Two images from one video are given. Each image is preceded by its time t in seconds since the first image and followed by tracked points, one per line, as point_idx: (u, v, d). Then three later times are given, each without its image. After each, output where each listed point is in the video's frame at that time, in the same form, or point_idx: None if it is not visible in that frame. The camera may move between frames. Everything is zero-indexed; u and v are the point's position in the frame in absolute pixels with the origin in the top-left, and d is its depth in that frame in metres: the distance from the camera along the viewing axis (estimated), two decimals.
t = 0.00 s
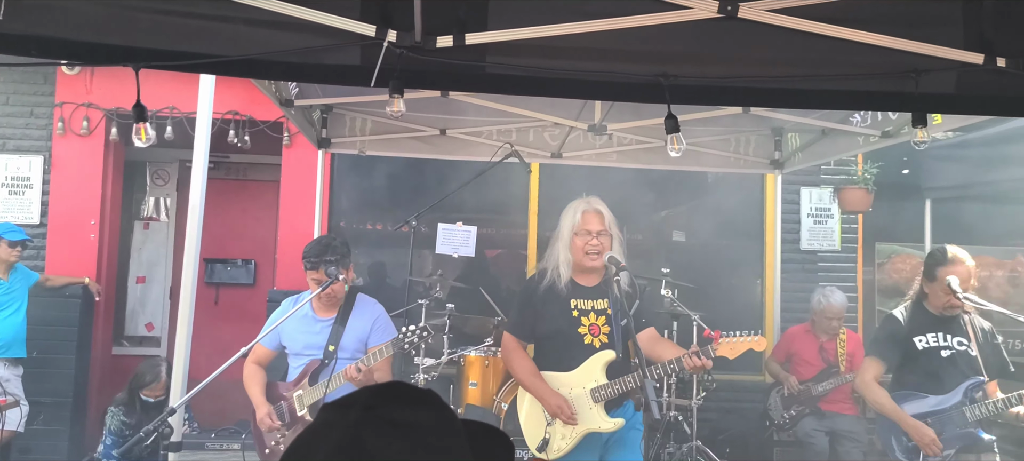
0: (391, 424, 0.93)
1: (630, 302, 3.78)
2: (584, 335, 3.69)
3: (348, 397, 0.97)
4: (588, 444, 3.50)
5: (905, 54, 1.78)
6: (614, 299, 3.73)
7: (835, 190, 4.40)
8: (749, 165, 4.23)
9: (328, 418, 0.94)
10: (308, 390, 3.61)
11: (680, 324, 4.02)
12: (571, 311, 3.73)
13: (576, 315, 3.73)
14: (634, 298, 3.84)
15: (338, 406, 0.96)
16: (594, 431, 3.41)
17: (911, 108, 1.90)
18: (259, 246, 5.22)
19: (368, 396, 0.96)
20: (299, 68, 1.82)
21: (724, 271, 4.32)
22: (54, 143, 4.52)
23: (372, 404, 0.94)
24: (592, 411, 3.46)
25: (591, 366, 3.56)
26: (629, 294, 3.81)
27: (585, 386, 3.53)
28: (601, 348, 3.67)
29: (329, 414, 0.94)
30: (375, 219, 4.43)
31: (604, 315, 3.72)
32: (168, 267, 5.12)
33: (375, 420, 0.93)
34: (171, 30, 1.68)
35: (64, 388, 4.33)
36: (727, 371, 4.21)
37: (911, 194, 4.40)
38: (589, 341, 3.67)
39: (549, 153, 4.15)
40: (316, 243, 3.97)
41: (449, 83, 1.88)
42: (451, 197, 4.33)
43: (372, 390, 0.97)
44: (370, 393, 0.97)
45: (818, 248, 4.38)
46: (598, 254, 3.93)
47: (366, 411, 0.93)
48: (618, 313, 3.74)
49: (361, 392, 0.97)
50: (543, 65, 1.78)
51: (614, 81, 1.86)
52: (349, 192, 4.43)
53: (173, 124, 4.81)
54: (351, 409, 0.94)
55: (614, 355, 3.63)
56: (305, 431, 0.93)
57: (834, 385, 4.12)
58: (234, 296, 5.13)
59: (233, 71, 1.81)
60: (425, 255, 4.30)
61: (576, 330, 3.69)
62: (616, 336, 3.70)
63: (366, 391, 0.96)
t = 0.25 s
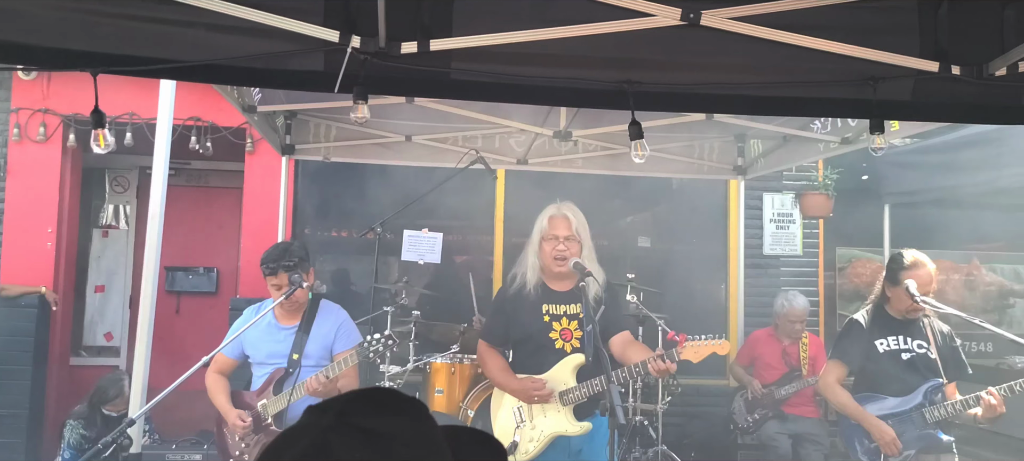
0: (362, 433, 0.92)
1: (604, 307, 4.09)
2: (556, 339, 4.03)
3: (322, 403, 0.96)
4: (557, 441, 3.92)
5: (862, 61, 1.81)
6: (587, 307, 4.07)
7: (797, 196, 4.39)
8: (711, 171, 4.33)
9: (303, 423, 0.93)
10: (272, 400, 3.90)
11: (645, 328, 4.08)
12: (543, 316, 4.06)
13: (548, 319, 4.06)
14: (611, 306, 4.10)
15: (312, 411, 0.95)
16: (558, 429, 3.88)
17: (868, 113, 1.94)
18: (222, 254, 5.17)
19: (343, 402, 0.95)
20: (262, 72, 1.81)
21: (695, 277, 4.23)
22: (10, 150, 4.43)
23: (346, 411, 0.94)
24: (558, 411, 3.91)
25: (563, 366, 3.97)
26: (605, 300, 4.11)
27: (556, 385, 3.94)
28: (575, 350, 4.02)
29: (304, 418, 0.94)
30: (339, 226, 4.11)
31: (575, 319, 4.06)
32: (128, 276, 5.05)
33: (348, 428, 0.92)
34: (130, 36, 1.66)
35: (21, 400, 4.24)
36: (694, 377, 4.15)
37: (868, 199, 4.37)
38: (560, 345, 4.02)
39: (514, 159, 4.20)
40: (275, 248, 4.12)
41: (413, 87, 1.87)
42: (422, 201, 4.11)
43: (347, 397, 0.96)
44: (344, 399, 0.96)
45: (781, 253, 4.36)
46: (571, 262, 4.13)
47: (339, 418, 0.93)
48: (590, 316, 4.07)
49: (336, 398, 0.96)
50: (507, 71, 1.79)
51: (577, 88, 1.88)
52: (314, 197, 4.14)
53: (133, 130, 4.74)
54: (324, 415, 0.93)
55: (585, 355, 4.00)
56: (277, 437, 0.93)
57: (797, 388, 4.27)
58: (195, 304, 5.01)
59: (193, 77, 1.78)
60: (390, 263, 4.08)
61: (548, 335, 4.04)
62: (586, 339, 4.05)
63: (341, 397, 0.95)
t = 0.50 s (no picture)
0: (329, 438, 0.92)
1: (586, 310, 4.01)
2: (538, 340, 3.88)
3: (292, 405, 0.96)
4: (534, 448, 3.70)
5: (825, 63, 1.84)
6: (569, 309, 3.95)
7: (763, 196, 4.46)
8: (678, 172, 4.37)
9: (270, 425, 0.94)
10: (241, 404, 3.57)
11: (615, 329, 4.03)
12: (526, 318, 3.92)
13: (531, 321, 3.92)
14: (595, 309, 4.04)
15: (281, 412, 0.95)
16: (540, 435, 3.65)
17: (831, 115, 1.96)
18: (188, 257, 5.10)
19: (312, 405, 0.95)
20: (229, 74, 1.79)
21: (659, 277, 4.32)
22: None
23: (314, 415, 0.94)
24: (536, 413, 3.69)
25: (538, 372, 3.78)
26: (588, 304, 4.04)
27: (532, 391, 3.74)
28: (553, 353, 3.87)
29: (272, 421, 0.94)
30: (307, 229, 4.27)
31: (557, 322, 3.92)
32: (90, 280, 4.96)
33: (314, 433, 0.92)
34: (91, 37, 1.63)
35: None
36: (663, 377, 4.25)
37: (834, 200, 4.49)
38: (541, 346, 3.86)
39: (483, 161, 4.21)
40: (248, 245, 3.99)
41: (381, 89, 1.86)
42: (387, 205, 4.22)
43: (316, 399, 0.97)
44: (313, 401, 0.96)
45: (747, 253, 4.42)
46: (546, 262, 4.10)
47: (306, 422, 0.93)
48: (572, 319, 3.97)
49: (307, 399, 0.97)
50: (475, 73, 1.78)
51: (544, 90, 1.89)
52: (280, 200, 4.22)
53: (96, 132, 4.69)
54: (291, 418, 0.94)
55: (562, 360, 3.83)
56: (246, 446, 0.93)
57: (764, 388, 4.22)
58: (161, 308, 4.96)
59: (155, 78, 1.75)
60: (359, 266, 4.21)
61: (530, 337, 3.89)
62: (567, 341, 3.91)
63: (311, 401, 0.95)
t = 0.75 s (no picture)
0: (298, 444, 0.92)
1: (571, 313, 4.16)
2: (519, 345, 4.08)
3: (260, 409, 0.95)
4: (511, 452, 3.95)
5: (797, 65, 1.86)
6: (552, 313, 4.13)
7: (735, 198, 4.45)
8: (652, 173, 4.38)
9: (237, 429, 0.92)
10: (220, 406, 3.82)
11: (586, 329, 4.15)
12: (509, 321, 4.10)
13: (514, 325, 4.11)
14: (579, 314, 4.18)
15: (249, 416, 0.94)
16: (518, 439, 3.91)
17: (803, 117, 1.98)
18: (159, 261, 5.04)
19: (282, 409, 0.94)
20: (200, 75, 1.75)
21: (634, 279, 4.28)
22: None
23: (283, 421, 0.93)
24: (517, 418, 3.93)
25: (521, 376, 3.98)
26: (575, 306, 4.18)
27: (512, 395, 3.97)
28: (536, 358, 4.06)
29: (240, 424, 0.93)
30: (281, 232, 4.07)
31: (537, 326, 4.11)
32: (60, 285, 4.89)
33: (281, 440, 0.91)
34: (59, 38, 1.61)
35: None
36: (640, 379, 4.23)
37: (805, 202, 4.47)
38: (522, 350, 4.06)
39: (457, 163, 4.24)
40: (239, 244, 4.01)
41: (355, 92, 1.84)
42: (362, 208, 4.12)
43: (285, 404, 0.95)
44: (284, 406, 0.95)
45: (721, 253, 4.42)
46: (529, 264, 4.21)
47: (275, 429, 0.92)
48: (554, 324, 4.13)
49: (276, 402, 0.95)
50: (450, 74, 1.77)
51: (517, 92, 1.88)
52: (253, 203, 4.07)
53: (65, 134, 4.63)
54: (258, 422, 0.92)
55: (543, 367, 4.03)
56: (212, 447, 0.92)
57: (739, 387, 4.33)
58: (131, 313, 4.94)
59: (123, 80, 1.72)
60: (334, 269, 4.09)
61: (512, 340, 4.07)
62: (549, 347, 4.09)
63: (280, 404, 0.94)
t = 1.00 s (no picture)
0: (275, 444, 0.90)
1: (551, 320, 4.25)
2: (496, 349, 4.17)
3: (230, 417, 0.95)
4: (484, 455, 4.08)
5: (766, 67, 1.88)
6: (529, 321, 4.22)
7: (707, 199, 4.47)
8: (626, 175, 4.39)
9: (210, 439, 0.92)
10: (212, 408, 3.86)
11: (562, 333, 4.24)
12: (487, 326, 4.19)
13: (492, 329, 4.20)
14: (557, 320, 4.26)
15: (219, 426, 0.94)
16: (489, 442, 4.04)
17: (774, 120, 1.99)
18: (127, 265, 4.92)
19: (252, 414, 0.94)
20: (168, 78, 1.71)
21: (609, 280, 4.29)
22: None
23: (257, 425, 0.93)
24: (489, 423, 4.05)
25: (495, 381, 4.08)
26: (556, 312, 4.26)
27: (487, 398, 4.07)
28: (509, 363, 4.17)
29: (211, 433, 0.93)
30: (253, 235, 4.04)
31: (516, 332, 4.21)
32: (25, 290, 4.83)
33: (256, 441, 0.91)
34: (24, 39, 1.59)
35: None
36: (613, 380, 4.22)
37: (775, 201, 4.51)
38: (499, 355, 4.15)
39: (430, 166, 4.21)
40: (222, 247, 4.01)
41: (326, 94, 1.81)
42: (333, 210, 4.09)
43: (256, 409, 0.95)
44: (255, 411, 0.95)
45: (693, 254, 4.44)
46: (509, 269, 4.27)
47: (249, 432, 0.92)
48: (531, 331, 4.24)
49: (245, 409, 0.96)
50: (421, 76, 1.77)
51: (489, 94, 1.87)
52: (224, 207, 4.03)
53: (30, 137, 4.55)
54: (234, 429, 0.92)
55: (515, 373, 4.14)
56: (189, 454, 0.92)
57: (710, 387, 4.34)
58: (99, 318, 4.83)
59: (90, 82, 1.70)
60: (305, 271, 4.03)
61: (490, 344, 4.16)
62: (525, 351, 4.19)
63: (252, 411, 0.95)
